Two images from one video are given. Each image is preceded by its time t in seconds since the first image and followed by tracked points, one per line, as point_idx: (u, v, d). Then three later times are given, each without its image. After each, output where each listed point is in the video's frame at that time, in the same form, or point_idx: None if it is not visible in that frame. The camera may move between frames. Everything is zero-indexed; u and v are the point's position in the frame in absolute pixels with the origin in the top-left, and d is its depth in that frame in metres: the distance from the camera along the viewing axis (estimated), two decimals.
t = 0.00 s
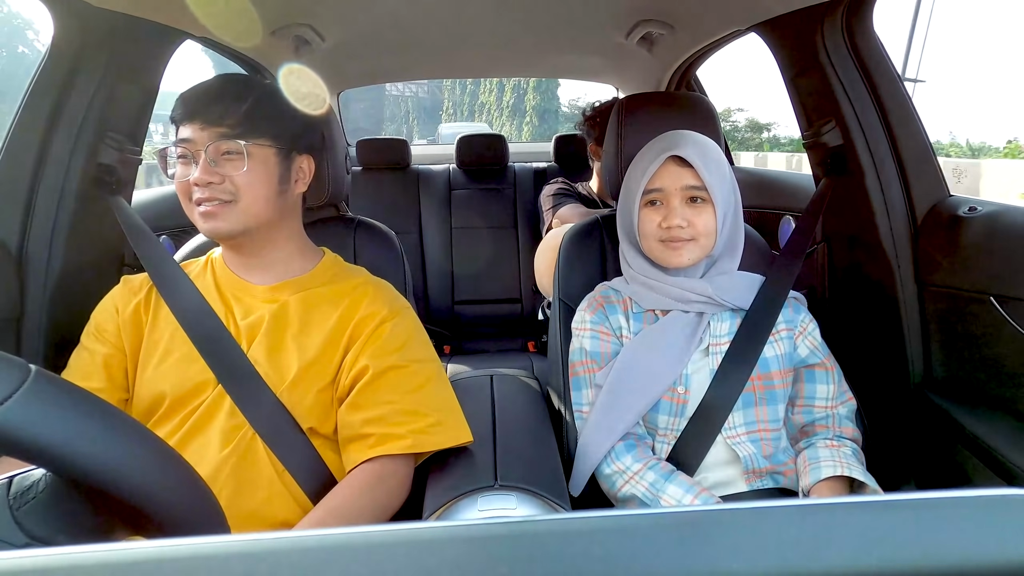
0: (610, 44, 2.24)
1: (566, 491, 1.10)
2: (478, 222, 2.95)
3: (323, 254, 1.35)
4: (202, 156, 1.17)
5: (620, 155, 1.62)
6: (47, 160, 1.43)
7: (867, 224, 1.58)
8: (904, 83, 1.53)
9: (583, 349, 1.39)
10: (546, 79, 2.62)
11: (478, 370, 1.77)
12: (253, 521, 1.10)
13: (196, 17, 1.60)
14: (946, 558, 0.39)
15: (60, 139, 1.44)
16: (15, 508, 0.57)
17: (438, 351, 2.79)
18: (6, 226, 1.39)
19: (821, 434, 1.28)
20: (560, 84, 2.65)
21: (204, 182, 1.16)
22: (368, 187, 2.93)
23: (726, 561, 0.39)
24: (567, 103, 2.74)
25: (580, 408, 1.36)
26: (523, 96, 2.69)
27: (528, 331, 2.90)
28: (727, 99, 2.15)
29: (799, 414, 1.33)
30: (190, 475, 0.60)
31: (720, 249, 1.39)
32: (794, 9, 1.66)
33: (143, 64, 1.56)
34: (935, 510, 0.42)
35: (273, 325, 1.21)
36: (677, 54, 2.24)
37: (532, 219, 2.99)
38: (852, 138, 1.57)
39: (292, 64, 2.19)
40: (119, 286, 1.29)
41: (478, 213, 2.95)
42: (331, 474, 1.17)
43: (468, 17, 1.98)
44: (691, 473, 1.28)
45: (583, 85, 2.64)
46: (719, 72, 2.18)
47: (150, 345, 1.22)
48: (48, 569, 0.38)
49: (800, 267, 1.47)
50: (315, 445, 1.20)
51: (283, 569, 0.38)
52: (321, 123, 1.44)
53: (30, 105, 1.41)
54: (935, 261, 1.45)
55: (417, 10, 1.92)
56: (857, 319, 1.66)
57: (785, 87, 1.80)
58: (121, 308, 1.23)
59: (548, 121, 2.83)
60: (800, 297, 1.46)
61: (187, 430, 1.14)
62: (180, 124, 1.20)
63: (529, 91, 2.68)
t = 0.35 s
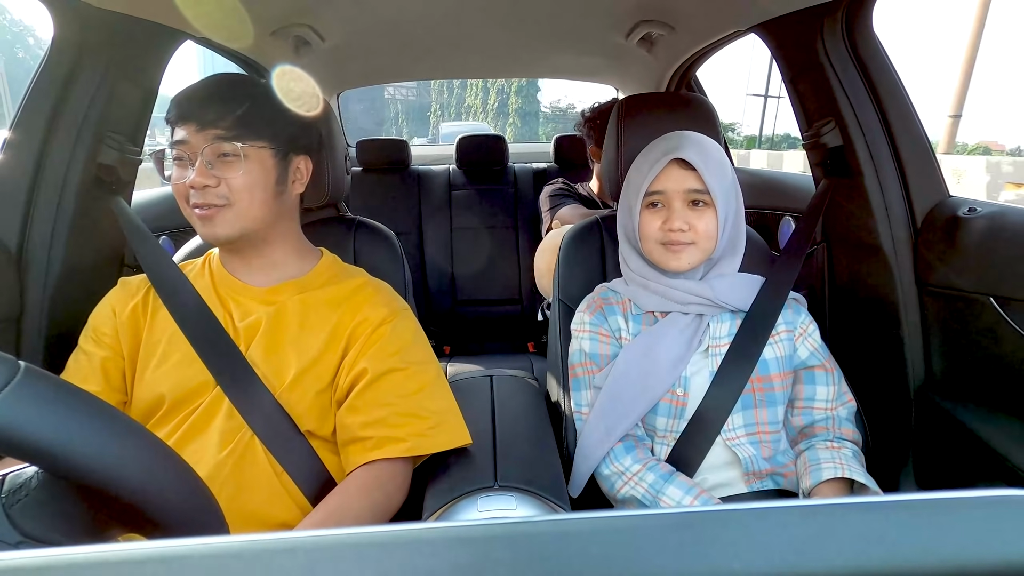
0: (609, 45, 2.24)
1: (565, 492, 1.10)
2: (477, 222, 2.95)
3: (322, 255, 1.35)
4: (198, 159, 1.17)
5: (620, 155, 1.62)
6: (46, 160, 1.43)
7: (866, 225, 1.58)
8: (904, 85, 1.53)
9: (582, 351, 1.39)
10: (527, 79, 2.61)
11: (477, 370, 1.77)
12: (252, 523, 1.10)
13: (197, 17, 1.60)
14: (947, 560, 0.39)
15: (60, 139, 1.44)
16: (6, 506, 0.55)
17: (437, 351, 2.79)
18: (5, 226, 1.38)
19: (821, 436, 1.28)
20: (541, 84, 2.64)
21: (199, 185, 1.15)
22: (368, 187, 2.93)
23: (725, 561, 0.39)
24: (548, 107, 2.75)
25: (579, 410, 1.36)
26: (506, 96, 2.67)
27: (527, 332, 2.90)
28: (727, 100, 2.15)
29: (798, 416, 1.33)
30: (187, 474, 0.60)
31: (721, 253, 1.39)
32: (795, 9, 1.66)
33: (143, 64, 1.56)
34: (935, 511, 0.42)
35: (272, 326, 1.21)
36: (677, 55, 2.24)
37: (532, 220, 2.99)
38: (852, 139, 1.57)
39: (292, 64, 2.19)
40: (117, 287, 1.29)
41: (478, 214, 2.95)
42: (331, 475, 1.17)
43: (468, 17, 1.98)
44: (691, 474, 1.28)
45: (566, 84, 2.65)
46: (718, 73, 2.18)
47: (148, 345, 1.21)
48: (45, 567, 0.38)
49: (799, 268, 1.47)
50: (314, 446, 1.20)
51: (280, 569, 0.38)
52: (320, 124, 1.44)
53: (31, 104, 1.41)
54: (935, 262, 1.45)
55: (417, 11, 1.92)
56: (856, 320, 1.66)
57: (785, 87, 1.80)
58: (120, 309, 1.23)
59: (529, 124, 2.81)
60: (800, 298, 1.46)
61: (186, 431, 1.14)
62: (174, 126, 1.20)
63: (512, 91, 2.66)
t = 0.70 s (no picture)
0: (609, 43, 2.24)
1: (566, 490, 1.10)
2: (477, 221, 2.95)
3: (323, 256, 1.34)
4: (177, 151, 1.18)
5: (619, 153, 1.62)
6: (45, 159, 1.43)
7: (867, 224, 1.58)
8: (904, 83, 1.52)
9: (583, 349, 1.39)
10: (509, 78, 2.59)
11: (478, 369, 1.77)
12: (251, 521, 1.10)
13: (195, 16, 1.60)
14: (948, 560, 0.39)
15: (59, 138, 1.44)
16: None
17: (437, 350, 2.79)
18: (4, 224, 1.38)
19: (821, 434, 1.28)
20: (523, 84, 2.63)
21: (176, 176, 1.17)
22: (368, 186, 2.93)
23: (726, 560, 0.39)
24: (531, 108, 2.74)
25: (580, 408, 1.36)
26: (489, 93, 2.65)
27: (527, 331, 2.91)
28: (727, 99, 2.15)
29: (799, 415, 1.33)
30: (187, 472, 0.60)
31: (723, 250, 1.39)
32: (796, 7, 1.67)
33: (143, 63, 1.56)
34: (935, 511, 0.42)
35: (274, 325, 1.21)
36: (677, 54, 2.24)
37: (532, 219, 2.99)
38: (852, 137, 1.57)
39: (292, 63, 2.19)
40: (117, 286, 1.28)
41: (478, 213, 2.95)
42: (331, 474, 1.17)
43: (468, 16, 1.98)
44: (691, 473, 1.28)
45: (548, 84, 2.65)
46: (719, 72, 2.18)
47: (148, 345, 1.21)
48: (43, 564, 0.38)
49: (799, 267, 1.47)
50: (315, 445, 1.20)
51: (278, 566, 0.38)
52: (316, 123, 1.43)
53: (31, 103, 1.40)
54: (935, 261, 1.45)
55: (418, 10, 1.92)
56: (856, 319, 1.66)
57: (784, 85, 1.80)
58: (120, 309, 1.23)
59: (513, 118, 2.79)
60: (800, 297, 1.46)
61: (185, 430, 1.14)
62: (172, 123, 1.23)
63: (495, 88, 2.63)
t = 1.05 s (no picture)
0: (610, 45, 2.24)
1: (566, 492, 1.10)
2: (478, 223, 2.95)
3: (322, 258, 1.34)
4: (168, 163, 1.15)
5: (620, 155, 1.62)
6: (46, 163, 1.44)
7: (867, 225, 1.58)
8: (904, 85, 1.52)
9: (583, 351, 1.39)
10: (490, 78, 2.55)
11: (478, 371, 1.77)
12: (251, 524, 1.10)
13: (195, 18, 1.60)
14: (945, 561, 0.39)
15: (59, 141, 1.44)
16: None
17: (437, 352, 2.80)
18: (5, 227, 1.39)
19: (821, 436, 1.28)
20: (505, 84, 2.59)
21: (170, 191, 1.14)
22: (369, 188, 2.94)
23: (723, 562, 0.39)
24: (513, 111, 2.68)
25: (580, 410, 1.36)
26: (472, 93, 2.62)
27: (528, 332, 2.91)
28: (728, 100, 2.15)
29: (800, 416, 1.33)
30: (185, 475, 0.60)
31: (725, 251, 1.39)
32: (796, 8, 1.67)
33: (143, 65, 1.57)
34: (933, 511, 0.42)
35: (274, 327, 1.21)
36: (677, 54, 2.24)
37: (532, 220, 2.99)
38: (853, 138, 1.57)
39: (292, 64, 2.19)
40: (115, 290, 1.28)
41: (479, 214, 2.95)
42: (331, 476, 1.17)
43: (468, 18, 1.98)
44: (691, 475, 1.28)
45: (532, 84, 2.60)
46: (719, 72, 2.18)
47: (148, 351, 1.22)
48: (37, 569, 0.38)
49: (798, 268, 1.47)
50: (316, 448, 1.20)
51: (274, 569, 0.38)
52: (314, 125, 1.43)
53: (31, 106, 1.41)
54: (935, 261, 1.45)
55: (418, 11, 1.93)
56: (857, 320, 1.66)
57: (785, 86, 1.80)
58: (118, 315, 1.23)
59: (497, 119, 2.75)
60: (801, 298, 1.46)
61: (186, 433, 1.14)
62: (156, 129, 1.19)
63: (478, 88, 2.60)
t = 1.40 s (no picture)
0: (610, 44, 2.24)
1: (566, 492, 1.10)
2: (478, 222, 2.95)
3: (321, 257, 1.34)
4: (195, 156, 1.17)
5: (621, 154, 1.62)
6: (46, 163, 1.43)
7: (867, 224, 1.58)
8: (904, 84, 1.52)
9: (583, 351, 1.39)
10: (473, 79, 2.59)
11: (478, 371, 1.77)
12: (252, 523, 1.10)
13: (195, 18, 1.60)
14: (944, 560, 0.39)
15: (60, 140, 1.44)
16: None
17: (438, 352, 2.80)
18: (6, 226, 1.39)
19: (822, 435, 1.28)
20: (488, 84, 2.62)
21: (197, 183, 1.16)
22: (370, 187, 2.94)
23: (724, 561, 0.39)
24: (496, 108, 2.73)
25: (580, 410, 1.36)
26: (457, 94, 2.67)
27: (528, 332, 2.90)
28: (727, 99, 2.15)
29: (800, 416, 1.33)
30: (186, 474, 0.60)
31: (720, 247, 1.39)
32: (797, 8, 1.66)
33: (144, 65, 1.56)
34: (932, 510, 0.42)
35: (273, 327, 1.21)
36: (677, 54, 2.24)
37: (532, 220, 2.99)
38: (852, 137, 1.57)
39: (293, 63, 2.19)
40: (116, 289, 1.28)
41: (479, 214, 2.95)
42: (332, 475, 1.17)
43: (469, 17, 1.98)
44: (692, 474, 1.28)
45: (516, 84, 2.62)
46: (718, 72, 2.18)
47: (149, 349, 1.22)
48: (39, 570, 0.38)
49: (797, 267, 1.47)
50: (317, 447, 1.20)
51: (277, 569, 0.38)
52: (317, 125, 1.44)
53: (31, 105, 1.40)
54: (935, 261, 1.45)
55: (418, 11, 1.92)
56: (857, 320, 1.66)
57: (785, 86, 1.80)
58: (119, 314, 1.23)
59: (480, 116, 2.79)
60: (801, 298, 1.46)
61: (187, 433, 1.14)
62: (173, 124, 1.20)
63: (463, 91, 2.64)
